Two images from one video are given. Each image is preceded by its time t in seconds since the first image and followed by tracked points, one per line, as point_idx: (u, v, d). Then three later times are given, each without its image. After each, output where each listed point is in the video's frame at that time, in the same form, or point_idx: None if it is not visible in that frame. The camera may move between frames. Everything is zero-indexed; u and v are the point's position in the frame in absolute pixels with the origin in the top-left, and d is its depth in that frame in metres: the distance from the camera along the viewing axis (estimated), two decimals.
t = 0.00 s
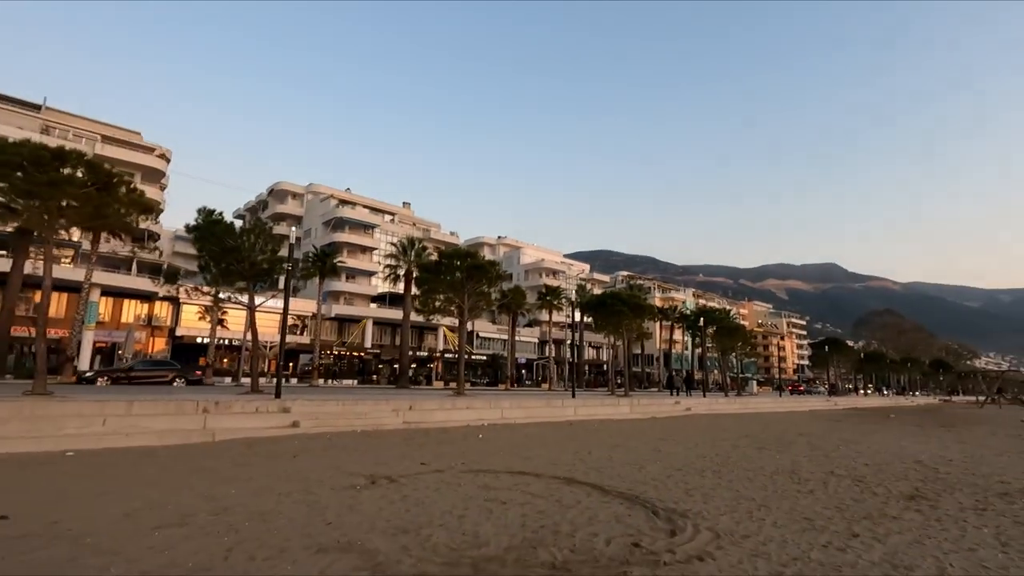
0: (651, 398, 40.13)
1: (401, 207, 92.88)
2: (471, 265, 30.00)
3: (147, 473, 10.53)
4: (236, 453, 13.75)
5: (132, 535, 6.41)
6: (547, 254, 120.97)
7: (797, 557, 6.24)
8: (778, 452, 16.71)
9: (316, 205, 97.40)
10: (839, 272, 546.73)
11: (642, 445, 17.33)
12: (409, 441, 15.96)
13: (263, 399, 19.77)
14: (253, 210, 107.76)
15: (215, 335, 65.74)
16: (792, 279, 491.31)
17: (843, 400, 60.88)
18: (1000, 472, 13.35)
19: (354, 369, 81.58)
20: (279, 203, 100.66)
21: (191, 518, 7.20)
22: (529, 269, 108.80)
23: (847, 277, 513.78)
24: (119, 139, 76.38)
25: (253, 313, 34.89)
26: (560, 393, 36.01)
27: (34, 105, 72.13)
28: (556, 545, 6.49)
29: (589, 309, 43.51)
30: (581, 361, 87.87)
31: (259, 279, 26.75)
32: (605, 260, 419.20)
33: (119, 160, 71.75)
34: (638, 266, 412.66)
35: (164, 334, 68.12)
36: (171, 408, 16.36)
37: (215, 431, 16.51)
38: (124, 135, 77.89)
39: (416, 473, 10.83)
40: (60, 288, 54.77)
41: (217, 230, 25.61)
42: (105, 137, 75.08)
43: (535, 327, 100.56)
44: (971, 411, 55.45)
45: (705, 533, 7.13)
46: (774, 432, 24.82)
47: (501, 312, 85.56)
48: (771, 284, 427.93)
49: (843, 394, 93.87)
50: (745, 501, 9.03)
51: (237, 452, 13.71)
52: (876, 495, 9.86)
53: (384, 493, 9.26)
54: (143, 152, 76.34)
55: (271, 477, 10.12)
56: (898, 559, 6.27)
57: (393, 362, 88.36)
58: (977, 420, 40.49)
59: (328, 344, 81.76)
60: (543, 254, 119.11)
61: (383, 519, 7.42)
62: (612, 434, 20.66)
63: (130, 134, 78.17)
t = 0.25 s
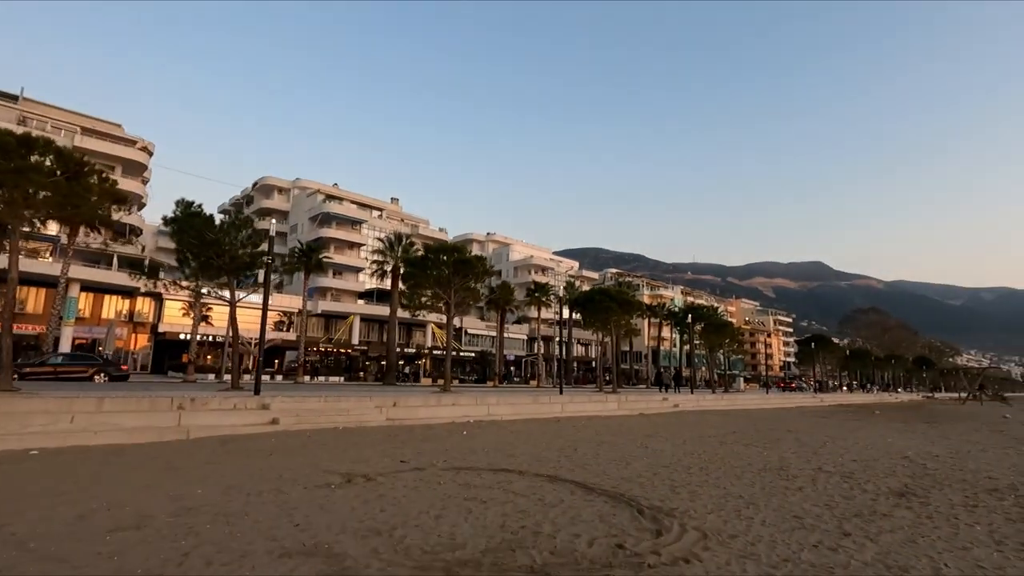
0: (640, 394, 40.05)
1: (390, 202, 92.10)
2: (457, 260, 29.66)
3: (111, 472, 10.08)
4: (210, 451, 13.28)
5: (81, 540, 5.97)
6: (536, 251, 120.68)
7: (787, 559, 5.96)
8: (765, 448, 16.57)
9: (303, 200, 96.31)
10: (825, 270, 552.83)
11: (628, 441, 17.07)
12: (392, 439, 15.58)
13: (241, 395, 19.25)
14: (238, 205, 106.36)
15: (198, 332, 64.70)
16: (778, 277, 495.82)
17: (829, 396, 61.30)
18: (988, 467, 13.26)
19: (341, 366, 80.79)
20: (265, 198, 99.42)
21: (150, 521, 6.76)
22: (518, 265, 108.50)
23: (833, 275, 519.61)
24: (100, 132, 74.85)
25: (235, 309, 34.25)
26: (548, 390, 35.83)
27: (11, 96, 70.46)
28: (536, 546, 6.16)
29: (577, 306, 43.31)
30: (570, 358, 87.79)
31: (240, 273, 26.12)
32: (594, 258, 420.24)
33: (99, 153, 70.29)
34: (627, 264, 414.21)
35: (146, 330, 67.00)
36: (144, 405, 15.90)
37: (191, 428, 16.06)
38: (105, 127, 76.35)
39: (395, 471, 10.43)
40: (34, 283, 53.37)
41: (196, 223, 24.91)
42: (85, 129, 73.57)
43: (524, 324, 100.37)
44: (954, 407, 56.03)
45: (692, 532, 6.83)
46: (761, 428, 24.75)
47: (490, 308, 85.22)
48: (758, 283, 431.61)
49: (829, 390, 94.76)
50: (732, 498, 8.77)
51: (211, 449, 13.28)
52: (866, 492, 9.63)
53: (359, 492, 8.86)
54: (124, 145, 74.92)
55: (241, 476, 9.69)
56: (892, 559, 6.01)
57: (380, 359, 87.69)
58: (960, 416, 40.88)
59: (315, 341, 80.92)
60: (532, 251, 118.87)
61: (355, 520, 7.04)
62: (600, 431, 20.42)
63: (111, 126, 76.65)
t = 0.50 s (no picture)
0: (628, 392, 39.95)
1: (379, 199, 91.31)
2: (444, 257, 29.26)
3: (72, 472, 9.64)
4: (183, 450, 12.84)
5: (21, 547, 5.56)
6: (527, 249, 120.47)
7: (772, 562, 5.68)
8: (753, 446, 16.40)
9: (291, 197, 95.37)
10: (813, 270, 557.80)
11: (615, 440, 16.82)
12: (373, 437, 15.22)
13: (219, 393, 18.78)
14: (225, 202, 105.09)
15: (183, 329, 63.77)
16: (767, 277, 499.63)
17: (816, 394, 61.64)
18: (975, 465, 13.13)
19: (329, 364, 80.13)
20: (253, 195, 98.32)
21: (100, 525, 6.36)
22: (508, 264, 108.22)
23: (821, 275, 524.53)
24: (82, 126, 73.52)
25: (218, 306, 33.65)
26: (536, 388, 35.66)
27: None
28: (510, 551, 5.83)
29: (566, 303, 43.07)
30: (559, 357, 87.65)
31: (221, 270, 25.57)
32: (584, 257, 421.05)
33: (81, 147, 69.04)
34: (618, 263, 415.56)
35: (130, 328, 65.95)
36: (116, 403, 15.46)
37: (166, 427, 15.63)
38: (88, 121, 75.05)
39: (370, 471, 10.04)
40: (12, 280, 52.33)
41: (176, 217, 24.38)
42: (66, 123, 72.20)
43: (513, 322, 100.16)
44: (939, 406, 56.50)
45: (674, 534, 6.54)
46: (749, 426, 24.67)
47: (479, 306, 84.82)
48: (747, 282, 434.61)
49: (816, 389, 95.49)
50: (718, 498, 8.50)
51: (183, 448, 12.85)
52: (854, 491, 9.40)
53: (331, 493, 8.49)
54: (107, 140, 73.66)
55: (207, 477, 9.26)
56: (881, 562, 5.75)
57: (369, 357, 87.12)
58: (945, 414, 41.16)
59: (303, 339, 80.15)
60: (522, 249, 118.60)
61: (320, 523, 6.67)
62: (586, 430, 20.15)
63: (94, 120, 75.35)
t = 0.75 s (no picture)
0: (622, 393, 39.70)
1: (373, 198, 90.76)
2: (436, 255, 28.84)
3: (37, 480, 9.21)
4: (160, 454, 12.42)
5: None
6: (522, 249, 120.12)
7: None
8: (747, 448, 16.13)
9: (285, 196, 94.67)
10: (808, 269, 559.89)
11: (607, 442, 16.50)
12: (358, 440, 14.83)
13: (203, 395, 18.35)
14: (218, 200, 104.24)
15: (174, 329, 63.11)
16: (762, 276, 501.03)
17: (811, 394, 61.56)
18: (972, 468, 12.87)
19: (322, 364, 79.73)
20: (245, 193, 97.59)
21: (54, 539, 5.96)
22: (503, 263, 107.85)
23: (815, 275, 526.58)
24: (71, 123, 72.58)
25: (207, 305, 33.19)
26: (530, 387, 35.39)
27: None
28: (488, 568, 5.46)
29: (560, 303, 42.74)
30: (555, 356, 87.37)
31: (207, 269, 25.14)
32: (580, 257, 421.21)
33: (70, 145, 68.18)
34: (613, 263, 415.95)
35: (120, 328, 65.18)
36: (93, 406, 15.02)
37: (145, 430, 15.22)
38: (78, 118, 74.17)
39: (350, 477, 9.64)
40: None
41: (161, 216, 23.92)
42: (55, 120, 71.26)
43: (508, 322, 99.87)
44: (933, 405, 56.49)
45: (664, 547, 6.19)
46: (743, 427, 24.43)
47: (474, 306, 84.44)
48: (742, 282, 435.73)
49: (811, 388, 95.64)
50: (710, 506, 8.16)
51: (160, 453, 12.45)
52: (851, 498, 9.09)
53: (307, 501, 8.10)
54: (97, 137, 72.77)
55: (178, 484, 8.83)
56: None
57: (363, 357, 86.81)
58: (939, 414, 41.08)
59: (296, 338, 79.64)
60: (517, 248, 118.25)
61: (290, 537, 6.28)
62: (578, 431, 19.83)
63: (84, 118, 74.48)
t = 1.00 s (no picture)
0: (627, 392, 39.25)
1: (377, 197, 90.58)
2: (437, 253, 28.50)
3: (17, 483, 8.91)
4: (150, 455, 12.16)
5: None
6: (527, 247, 119.64)
7: None
8: (754, 449, 15.69)
9: (289, 195, 94.64)
10: (815, 267, 556.06)
11: (610, 444, 16.09)
12: (354, 441, 14.47)
13: (200, 394, 18.14)
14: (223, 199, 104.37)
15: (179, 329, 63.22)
16: (769, 275, 498.21)
17: (818, 393, 60.84)
18: (991, 472, 12.37)
19: (327, 364, 80.04)
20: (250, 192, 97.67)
21: (17, 550, 5.65)
22: (508, 262, 107.48)
23: (823, 273, 522.94)
24: (76, 123, 72.74)
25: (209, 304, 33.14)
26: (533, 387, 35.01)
27: None
28: None
29: (564, 301, 42.29)
30: (560, 355, 86.95)
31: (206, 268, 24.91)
32: (585, 255, 420.30)
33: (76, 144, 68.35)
34: (619, 261, 414.66)
35: (125, 327, 65.27)
36: (86, 406, 14.78)
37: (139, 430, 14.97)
38: (83, 118, 74.36)
39: (341, 481, 9.28)
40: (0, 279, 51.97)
41: (159, 214, 23.62)
42: (60, 120, 71.41)
43: (513, 321, 99.46)
44: (944, 404, 55.69)
45: (665, 559, 5.81)
46: (750, 427, 23.94)
47: (479, 304, 84.14)
48: (749, 280, 433.35)
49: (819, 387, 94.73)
50: (716, 513, 7.75)
51: (150, 454, 12.15)
52: (865, 504, 8.63)
53: (293, 506, 7.75)
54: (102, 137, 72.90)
55: (161, 489, 8.49)
56: None
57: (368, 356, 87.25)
58: (950, 413, 40.45)
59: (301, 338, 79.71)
60: (522, 247, 117.77)
61: (268, 547, 5.94)
62: (581, 432, 19.41)
63: (89, 117, 74.67)
